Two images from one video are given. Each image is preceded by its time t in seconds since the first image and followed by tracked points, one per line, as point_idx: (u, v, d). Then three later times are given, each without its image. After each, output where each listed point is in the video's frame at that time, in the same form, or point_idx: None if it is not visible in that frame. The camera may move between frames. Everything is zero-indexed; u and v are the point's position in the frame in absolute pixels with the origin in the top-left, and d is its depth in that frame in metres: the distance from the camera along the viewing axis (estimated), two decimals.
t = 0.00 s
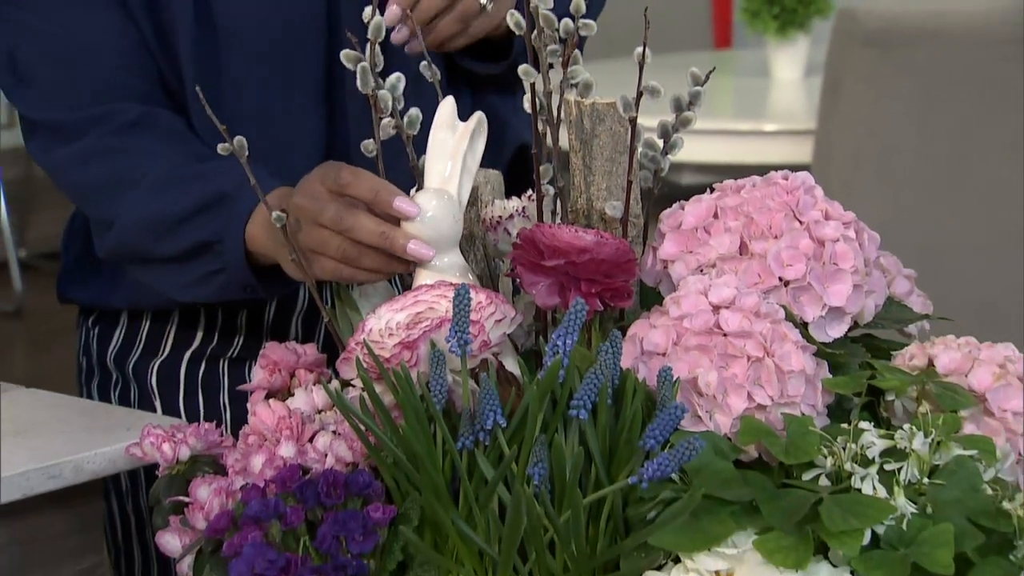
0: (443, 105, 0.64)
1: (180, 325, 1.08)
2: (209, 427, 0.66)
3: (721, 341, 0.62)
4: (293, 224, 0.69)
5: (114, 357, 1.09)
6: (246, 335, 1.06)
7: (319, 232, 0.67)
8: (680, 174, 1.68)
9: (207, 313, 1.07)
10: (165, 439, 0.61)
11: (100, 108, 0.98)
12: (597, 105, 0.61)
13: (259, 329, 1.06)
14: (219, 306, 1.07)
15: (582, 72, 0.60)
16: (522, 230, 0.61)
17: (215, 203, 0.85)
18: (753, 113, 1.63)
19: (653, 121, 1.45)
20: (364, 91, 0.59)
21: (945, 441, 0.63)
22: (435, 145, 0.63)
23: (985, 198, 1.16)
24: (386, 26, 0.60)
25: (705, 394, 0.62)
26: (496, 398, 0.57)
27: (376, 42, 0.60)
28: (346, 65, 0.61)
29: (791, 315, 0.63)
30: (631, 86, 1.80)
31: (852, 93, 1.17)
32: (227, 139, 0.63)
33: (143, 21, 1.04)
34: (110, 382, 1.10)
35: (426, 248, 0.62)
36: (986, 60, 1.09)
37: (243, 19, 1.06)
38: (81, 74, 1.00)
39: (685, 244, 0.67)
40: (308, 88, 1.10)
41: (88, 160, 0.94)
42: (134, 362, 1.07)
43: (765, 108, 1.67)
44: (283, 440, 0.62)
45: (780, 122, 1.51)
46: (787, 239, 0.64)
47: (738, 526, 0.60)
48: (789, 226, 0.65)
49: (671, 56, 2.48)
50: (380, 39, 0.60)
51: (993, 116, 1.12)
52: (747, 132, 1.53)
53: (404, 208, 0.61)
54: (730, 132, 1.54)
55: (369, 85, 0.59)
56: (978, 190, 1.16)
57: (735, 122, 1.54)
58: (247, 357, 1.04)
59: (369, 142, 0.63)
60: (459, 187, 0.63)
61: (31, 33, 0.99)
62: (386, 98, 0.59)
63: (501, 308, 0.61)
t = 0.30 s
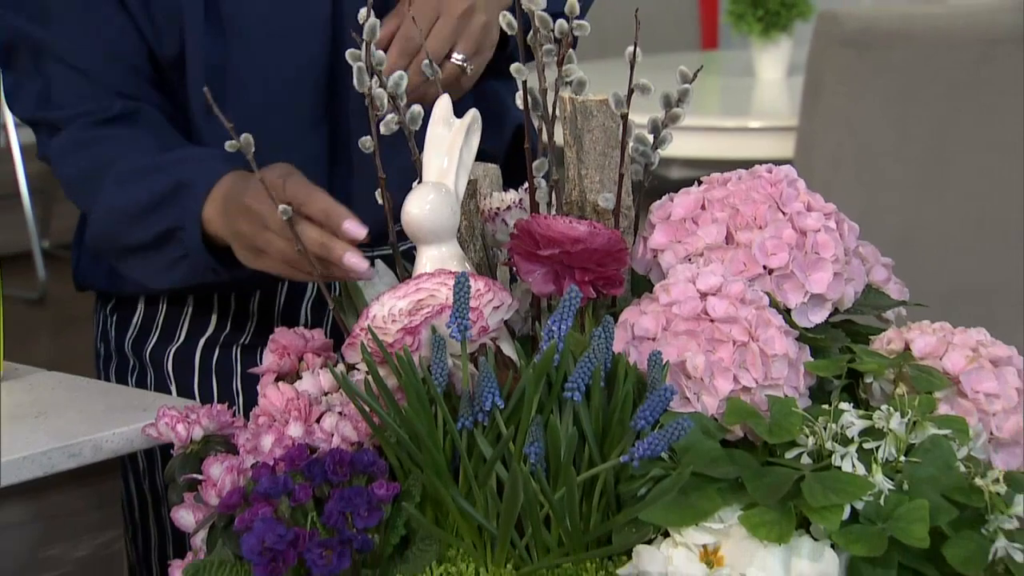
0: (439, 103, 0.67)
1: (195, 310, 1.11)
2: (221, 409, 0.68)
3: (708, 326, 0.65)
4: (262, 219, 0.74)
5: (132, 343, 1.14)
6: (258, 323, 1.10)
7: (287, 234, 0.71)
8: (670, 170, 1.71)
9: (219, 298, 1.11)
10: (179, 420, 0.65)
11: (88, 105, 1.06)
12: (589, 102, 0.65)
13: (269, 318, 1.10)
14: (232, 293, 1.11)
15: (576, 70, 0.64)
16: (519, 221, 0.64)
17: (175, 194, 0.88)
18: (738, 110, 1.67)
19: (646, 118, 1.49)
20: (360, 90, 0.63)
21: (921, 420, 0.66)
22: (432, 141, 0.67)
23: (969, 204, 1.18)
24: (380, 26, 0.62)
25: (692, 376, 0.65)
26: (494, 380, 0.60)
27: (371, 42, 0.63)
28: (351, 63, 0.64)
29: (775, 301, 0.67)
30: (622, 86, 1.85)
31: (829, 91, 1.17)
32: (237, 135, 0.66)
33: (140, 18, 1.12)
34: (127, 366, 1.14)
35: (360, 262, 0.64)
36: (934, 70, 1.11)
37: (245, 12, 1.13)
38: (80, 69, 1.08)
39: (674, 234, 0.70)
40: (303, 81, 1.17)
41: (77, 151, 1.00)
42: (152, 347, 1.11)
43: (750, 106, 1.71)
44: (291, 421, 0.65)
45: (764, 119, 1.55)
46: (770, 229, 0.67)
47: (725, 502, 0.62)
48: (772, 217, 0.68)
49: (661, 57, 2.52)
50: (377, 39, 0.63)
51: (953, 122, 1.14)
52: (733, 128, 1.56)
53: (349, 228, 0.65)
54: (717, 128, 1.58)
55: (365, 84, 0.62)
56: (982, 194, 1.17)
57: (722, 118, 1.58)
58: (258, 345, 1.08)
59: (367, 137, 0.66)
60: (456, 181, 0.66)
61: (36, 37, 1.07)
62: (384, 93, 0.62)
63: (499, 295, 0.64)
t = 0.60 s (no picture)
0: (432, 95, 0.70)
1: (193, 293, 1.14)
2: (225, 386, 0.73)
3: (689, 308, 0.69)
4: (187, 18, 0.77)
5: (132, 326, 1.16)
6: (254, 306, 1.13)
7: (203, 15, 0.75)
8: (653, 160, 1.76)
9: (215, 279, 1.14)
10: (187, 397, 0.68)
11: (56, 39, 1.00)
12: (575, 95, 0.68)
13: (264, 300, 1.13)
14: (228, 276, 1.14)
15: (563, 65, 0.68)
16: (509, 208, 0.67)
17: (129, 73, 0.91)
18: (717, 105, 1.72)
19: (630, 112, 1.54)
20: (358, 82, 0.66)
21: (890, 397, 0.70)
22: (426, 132, 0.70)
23: (926, 178, 1.47)
24: (376, 22, 0.65)
25: (674, 355, 0.69)
26: (486, 359, 0.64)
27: (367, 37, 0.66)
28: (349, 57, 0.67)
29: (752, 284, 0.70)
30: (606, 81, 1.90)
31: (806, 85, 1.39)
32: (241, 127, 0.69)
33: None
34: (126, 349, 1.17)
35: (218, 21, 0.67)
36: (908, 62, 1.38)
37: None
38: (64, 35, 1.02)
39: (656, 220, 0.74)
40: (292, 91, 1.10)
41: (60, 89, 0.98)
42: (152, 330, 1.13)
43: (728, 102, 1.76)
44: (293, 398, 0.69)
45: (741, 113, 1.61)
46: (748, 215, 0.71)
47: (705, 475, 0.66)
48: (750, 204, 0.72)
49: (643, 53, 2.57)
50: (373, 35, 0.66)
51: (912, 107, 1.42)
52: (711, 120, 1.62)
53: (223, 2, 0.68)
54: (694, 120, 1.64)
55: (361, 77, 0.65)
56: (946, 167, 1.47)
57: (701, 112, 1.63)
58: (253, 325, 1.13)
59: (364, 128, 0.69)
60: (449, 170, 0.70)
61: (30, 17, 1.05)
62: (380, 86, 0.66)
63: (491, 279, 0.68)
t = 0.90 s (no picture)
0: (423, 81, 0.73)
1: (173, 270, 1.16)
2: (227, 357, 0.75)
3: (667, 283, 0.72)
4: None
5: (118, 303, 1.19)
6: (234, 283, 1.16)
7: None
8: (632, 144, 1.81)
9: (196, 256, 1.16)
10: (189, 368, 0.71)
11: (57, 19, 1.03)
12: (559, 81, 0.71)
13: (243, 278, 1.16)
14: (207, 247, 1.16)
15: (547, 52, 0.71)
16: (496, 189, 0.71)
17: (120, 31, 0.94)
18: (695, 94, 1.79)
19: (612, 99, 1.58)
20: (351, 69, 0.69)
21: (858, 366, 0.73)
22: (417, 116, 0.73)
23: (896, 165, 1.59)
24: (368, 11, 0.68)
25: (653, 328, 0.73)
26: (474, 332, 0.67)
27: (360, 26, 0.69)
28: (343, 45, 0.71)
29: (727, 261, 0.74)
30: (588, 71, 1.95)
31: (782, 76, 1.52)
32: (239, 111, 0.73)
33: None
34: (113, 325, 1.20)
35: None
36: (880, 54, 1.50)
37: None
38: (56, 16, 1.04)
39: (636, 200, 0.78)
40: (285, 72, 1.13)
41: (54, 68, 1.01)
42: (138, 306, 1.17)
43: (706, 91, 1.83)
44: (291, 369, 0.73)
45: (717, 101, 1.70)
46: (723, 195, 0.74)
47: (682, 441, 0.69)
48: (725, 185, 0.75)
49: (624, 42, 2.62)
50: (365, 23, 0.69)
51: (883, 96, 1.54)
52: (689, 109, 1.71)
53: None
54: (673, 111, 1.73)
55: (355, 63, 0.68)
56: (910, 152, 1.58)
57: (678, 102, 1.72)
58: (234, 302, 1.16)
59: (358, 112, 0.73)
60: (439, 152, 0.73)
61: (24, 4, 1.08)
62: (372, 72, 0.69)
63: (479, 256, 0.71)
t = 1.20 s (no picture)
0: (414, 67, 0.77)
1: (154, 253, 1.18)
2: (228, 333, 0.79)
3: (648, 261, 0.76)
4: None
5: (104, 284, 1.21)
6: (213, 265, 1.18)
7: None
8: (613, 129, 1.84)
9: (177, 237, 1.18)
10: (193, 342, 0.75)
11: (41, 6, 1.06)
12: (544, 68, 0.74)
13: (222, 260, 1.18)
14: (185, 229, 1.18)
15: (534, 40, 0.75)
16: (484, 172, 0.74)
17: (105, 25, 0.96)
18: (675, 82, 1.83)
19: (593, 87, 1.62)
20: (345, 56, 0.72)
21: (828, 339, 0.77)
22: (409, 101, 0.77)
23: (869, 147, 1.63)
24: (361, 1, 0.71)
25: (634, 304, 0.76)
26: (463, 307, 0.71)
27: (353, 14, 0.72)
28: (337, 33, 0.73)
29: (705, 240, 0.78)
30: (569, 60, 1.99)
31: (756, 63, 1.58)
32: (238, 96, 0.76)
33: None
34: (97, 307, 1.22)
35: None
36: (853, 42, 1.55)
37: None
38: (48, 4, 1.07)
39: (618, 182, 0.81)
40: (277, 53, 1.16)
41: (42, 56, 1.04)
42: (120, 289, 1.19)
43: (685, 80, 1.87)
44: (289, 344, 0.76)
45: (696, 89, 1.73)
46: (701, 177, 0.78)
47: (662, 411, 0.73)
48: (703, 167, 0.79)
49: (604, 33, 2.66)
50: (358, 11, 0.72)
51: (857, 85, 1.59)
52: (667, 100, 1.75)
53: None
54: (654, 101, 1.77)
55: (349, 51, 0.71)
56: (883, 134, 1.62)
57: (659, 90, 1.76)
58: (213, 284, 1.18)
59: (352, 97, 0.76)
60: (430, 136, 0.76)
61: None
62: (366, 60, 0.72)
63: (468, 235, 0.75)
